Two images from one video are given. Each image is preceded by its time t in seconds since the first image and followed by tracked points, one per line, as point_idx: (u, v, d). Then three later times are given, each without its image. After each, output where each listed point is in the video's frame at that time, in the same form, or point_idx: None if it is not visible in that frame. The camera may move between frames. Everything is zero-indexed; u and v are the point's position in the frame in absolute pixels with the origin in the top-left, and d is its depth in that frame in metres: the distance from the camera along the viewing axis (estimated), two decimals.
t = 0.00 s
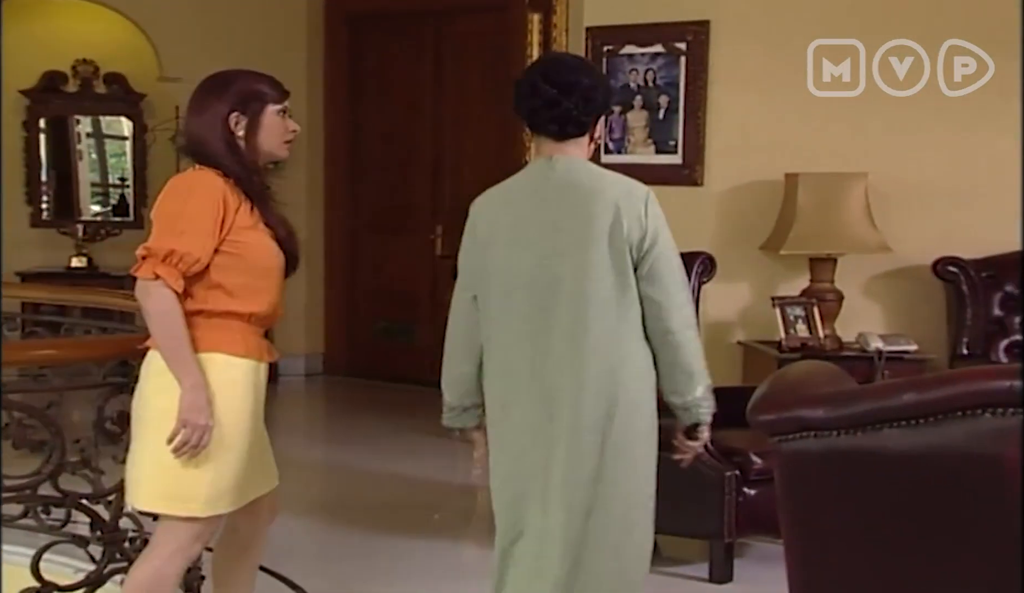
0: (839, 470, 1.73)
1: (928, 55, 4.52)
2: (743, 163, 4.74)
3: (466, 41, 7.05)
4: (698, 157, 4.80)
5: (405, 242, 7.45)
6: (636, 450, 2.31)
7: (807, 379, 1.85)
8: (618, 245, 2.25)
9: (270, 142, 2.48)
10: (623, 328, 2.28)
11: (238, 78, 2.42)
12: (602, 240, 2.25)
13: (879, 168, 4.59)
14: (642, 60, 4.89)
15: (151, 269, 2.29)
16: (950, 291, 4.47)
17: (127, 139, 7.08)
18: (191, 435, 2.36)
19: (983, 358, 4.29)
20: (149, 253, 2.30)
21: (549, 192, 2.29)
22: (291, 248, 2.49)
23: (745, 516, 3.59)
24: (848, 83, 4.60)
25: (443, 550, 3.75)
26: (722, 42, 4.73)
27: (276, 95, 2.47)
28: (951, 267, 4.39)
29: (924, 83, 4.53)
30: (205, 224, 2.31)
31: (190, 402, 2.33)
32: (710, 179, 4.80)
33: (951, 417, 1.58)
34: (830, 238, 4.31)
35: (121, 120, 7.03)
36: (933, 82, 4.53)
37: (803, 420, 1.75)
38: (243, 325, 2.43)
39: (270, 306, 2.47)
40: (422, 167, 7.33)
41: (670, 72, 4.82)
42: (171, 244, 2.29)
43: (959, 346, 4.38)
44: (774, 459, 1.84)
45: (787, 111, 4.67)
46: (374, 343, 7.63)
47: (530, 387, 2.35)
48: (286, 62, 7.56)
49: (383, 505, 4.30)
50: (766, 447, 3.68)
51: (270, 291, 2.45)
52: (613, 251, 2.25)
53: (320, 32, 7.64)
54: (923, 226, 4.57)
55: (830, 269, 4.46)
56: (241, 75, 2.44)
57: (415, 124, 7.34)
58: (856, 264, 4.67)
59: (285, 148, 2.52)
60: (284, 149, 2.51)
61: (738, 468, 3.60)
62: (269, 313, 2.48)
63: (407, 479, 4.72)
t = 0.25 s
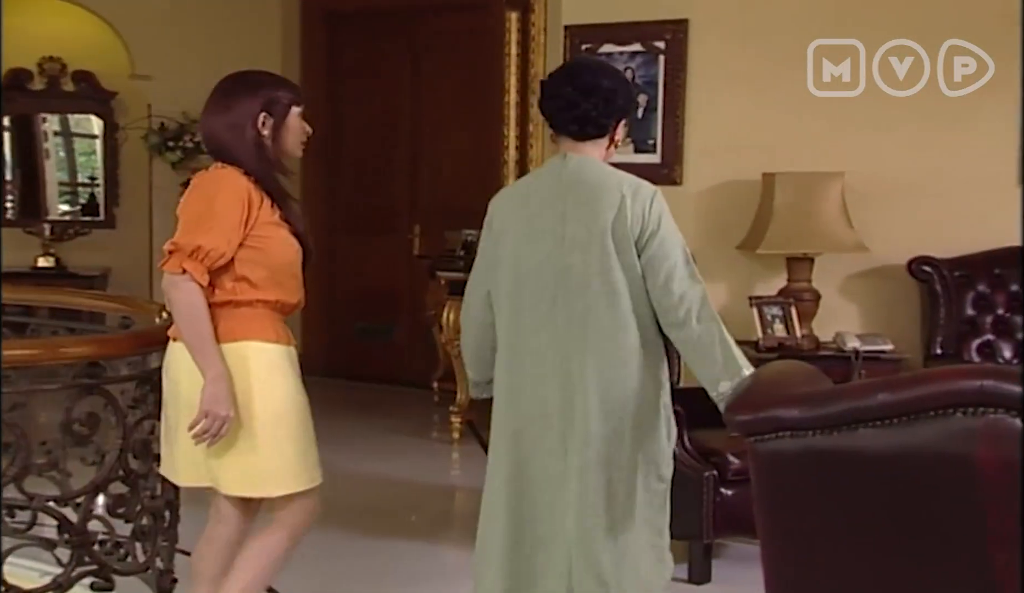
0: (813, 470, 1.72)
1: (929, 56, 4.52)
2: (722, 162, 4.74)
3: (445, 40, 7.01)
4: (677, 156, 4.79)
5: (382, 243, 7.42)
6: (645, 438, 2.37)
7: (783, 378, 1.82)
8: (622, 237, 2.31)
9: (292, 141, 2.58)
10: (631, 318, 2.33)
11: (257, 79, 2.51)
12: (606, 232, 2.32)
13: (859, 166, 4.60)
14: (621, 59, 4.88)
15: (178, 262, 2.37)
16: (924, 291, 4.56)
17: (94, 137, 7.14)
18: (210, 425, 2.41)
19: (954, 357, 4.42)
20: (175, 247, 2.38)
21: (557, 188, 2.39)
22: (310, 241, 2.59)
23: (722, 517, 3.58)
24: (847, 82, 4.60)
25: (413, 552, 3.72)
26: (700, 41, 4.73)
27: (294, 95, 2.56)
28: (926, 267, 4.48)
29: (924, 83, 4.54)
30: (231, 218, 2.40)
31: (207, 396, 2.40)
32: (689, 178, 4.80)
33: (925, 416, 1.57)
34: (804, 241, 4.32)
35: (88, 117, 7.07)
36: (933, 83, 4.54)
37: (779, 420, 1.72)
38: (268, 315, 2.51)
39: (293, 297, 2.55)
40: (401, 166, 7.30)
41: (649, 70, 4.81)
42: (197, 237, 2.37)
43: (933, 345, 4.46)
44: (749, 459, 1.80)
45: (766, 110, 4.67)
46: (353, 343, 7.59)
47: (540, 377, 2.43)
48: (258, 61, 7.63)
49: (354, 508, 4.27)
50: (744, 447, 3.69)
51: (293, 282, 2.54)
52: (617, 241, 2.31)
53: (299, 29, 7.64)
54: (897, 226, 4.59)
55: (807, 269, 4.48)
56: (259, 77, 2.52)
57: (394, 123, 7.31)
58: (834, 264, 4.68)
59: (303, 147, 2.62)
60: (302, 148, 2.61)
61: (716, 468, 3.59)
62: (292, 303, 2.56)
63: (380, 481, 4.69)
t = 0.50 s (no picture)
0: (766, 472, 1.68)
1: (929, 56, 4.52)
2: (685, 160, 4.70)
3: (409, 38, 6.90)
4: (639, 155, 4.74)
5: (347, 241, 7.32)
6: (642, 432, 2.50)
7: (742, 379, 1.79)
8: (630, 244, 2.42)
9: (297, 150, 2.84)
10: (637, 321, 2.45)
11: (267, 94, 2.78)
12: (614, 238, 2.43)
13: (817, 164, 4.61)
14: (583, 56, 4.80)
15: (206, 267, 2.63)
16: (882, 289, 4.54)
17: (38, 134, 7.10)
18: (232, 422, 2.68)
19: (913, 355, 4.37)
20: (205, 251, 2.64)
21: (568, 194, 2.50)
22: (320, 244, 2.89)
23: (688, 518, 3.60)
24: (847, 83, 4.58)
25: (368, 555, 3.69)
26: (661, 39, 4.68)
27: (298, 108, 2.83)
28: (883, 265, 4.45)
29: (924, 83, 4.54)
30: (253, 227, 2.66)
31: (235, 392, 2.67)
32: (652, 177, 4.75)
33: (880, 416, 1.55)
34: (766, 241, 4.32)
35: (32, 115, 7.03)
36: (933, 84, 4.54)
37: (739, 420, 1.68)
38: (287, 314, 2.80)
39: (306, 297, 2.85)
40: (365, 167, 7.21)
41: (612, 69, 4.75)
42: (224, 245, 2.63)
43: (889, 344, 4.45)
44: (708, 462, 1.75)
45: (728, 107, 4.65)
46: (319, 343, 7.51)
47: (546, 375, 2.53)
48: (217, 58, 7.53)
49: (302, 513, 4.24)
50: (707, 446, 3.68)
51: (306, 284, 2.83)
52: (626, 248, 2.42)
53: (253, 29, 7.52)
54: (859, 225, 4.61)
55: (768, 268, 4.49)
56: (269, 92, 2.79)
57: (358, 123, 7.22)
58: (793, 263, 4.67)
59: (309, 158, 2.89)
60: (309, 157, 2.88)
61: (680, 468, 3.59)
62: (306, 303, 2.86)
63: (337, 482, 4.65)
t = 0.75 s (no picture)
0: (686, 476, 1.58)
1: (929, 56, 4.49)
2: (630, 156, 4.70)
3: (354, 32, 6.76)
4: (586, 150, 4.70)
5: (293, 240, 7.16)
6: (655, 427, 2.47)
7: (669, 378, 1.68)
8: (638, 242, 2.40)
9: (291, 144, 2.83)
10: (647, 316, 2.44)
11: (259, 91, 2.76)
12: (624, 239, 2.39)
13: (764, 160, 4.61)
14: (531, 52, 4.76)
15: (236, 258, 2.61)
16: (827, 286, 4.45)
17: None
18: (266, 406, 2.66)
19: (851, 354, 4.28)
20: (231, 242, 2.62)
21: (576, 187, 2.41)
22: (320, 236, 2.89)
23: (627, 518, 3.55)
24: (847, 82, 4.55)
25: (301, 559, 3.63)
26: (608, 35, 4.66)
27: (291, 102, 2.81)
28: (827, 263, 4.37)
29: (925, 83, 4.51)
30: (277, 217, 2.66)
31: (270, 379, 2.65)
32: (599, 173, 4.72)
33: (812, 414, 1.47)
34: (712, 235, 4.29)
35: None
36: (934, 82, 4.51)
37: (680, 418, 1.57)
38: (299, 303, 2.82)
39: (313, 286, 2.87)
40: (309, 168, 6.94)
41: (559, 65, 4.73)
42: (254, 237, 2.62)
43: (833, 342, 4.37)
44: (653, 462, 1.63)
45: (676, 104, 4.64)
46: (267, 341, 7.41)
47: (553, 379, 2.45)
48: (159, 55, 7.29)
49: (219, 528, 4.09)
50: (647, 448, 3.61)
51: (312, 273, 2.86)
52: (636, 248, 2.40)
53: (190, 30, 7.30)
54: (806, 220, 4.60)
55: (713, 265, 4.47)
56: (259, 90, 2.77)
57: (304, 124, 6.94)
58: (740, 260, 4.65)
59: (302, 149, 2.86)
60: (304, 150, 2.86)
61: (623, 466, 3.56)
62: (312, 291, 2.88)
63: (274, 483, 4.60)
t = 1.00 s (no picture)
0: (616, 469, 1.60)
1: (929, 56, 4.58)
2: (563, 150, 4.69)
3: (279, 21, 6.63)
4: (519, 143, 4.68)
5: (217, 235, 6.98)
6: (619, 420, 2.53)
7: (610, 377, 1.68)
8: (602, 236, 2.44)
9: (249, 139, 3.05)
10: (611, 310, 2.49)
11: (217, 88, 3.00)
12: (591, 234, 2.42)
13: (696, 154, 4.64)
14: (462, 44, 4.72)
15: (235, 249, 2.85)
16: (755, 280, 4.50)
17: None
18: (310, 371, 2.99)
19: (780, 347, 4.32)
20: (224, 236, 2.84)
21: (541, 183, 2.41)
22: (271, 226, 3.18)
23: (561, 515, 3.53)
24: (847, 83, 4.60)
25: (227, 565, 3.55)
26: (540, 27, 4.65)
27: (248, 100, 3.05)
28: (755, 257, 4.40)
29: (925, 83, 4.60)
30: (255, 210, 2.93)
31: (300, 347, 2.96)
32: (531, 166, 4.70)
33: (737, 408, 1.49)
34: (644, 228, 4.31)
35: None
36: (934, 82, 4.60)
37: (612, 414, 1.60)
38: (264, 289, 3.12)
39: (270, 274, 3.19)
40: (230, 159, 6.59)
41: (491, 57, 4.69)
42: (245, 228, 2.88)
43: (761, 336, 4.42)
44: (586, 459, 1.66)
45: (608, 97, 4.65)
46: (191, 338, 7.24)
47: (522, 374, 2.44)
48: (72, 45, 7.09)
49: (135, 534, 3.95)
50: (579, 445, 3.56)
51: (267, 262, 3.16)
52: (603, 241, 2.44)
53: (105, 18, 7.08)
54: (735, 214, 4.65)
55: (646, 260, 4.47)
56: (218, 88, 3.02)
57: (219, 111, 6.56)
58: (671, 253, 4.68)
59: (259, 144, 3.09)
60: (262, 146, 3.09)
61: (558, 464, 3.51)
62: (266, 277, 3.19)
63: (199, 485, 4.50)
